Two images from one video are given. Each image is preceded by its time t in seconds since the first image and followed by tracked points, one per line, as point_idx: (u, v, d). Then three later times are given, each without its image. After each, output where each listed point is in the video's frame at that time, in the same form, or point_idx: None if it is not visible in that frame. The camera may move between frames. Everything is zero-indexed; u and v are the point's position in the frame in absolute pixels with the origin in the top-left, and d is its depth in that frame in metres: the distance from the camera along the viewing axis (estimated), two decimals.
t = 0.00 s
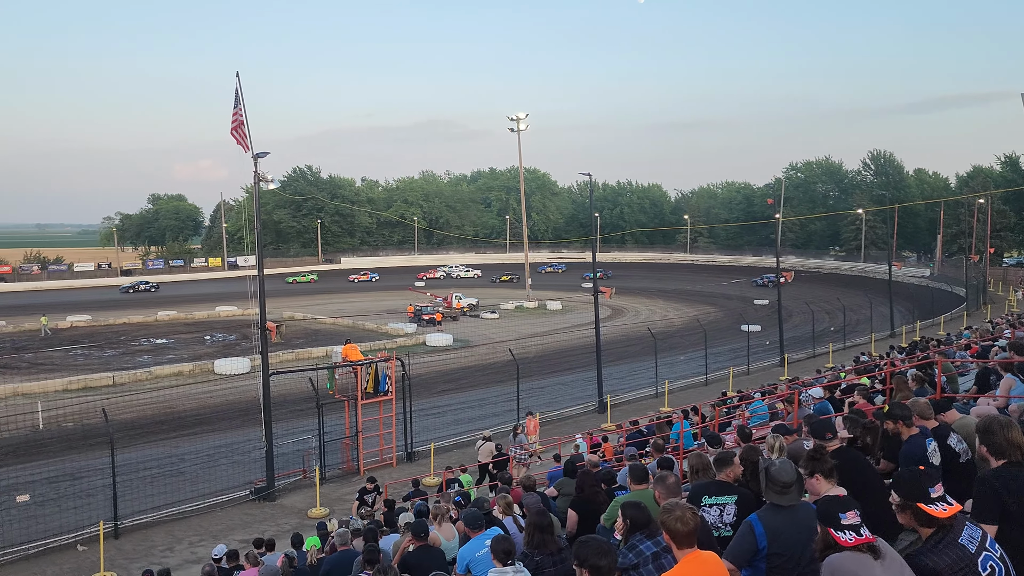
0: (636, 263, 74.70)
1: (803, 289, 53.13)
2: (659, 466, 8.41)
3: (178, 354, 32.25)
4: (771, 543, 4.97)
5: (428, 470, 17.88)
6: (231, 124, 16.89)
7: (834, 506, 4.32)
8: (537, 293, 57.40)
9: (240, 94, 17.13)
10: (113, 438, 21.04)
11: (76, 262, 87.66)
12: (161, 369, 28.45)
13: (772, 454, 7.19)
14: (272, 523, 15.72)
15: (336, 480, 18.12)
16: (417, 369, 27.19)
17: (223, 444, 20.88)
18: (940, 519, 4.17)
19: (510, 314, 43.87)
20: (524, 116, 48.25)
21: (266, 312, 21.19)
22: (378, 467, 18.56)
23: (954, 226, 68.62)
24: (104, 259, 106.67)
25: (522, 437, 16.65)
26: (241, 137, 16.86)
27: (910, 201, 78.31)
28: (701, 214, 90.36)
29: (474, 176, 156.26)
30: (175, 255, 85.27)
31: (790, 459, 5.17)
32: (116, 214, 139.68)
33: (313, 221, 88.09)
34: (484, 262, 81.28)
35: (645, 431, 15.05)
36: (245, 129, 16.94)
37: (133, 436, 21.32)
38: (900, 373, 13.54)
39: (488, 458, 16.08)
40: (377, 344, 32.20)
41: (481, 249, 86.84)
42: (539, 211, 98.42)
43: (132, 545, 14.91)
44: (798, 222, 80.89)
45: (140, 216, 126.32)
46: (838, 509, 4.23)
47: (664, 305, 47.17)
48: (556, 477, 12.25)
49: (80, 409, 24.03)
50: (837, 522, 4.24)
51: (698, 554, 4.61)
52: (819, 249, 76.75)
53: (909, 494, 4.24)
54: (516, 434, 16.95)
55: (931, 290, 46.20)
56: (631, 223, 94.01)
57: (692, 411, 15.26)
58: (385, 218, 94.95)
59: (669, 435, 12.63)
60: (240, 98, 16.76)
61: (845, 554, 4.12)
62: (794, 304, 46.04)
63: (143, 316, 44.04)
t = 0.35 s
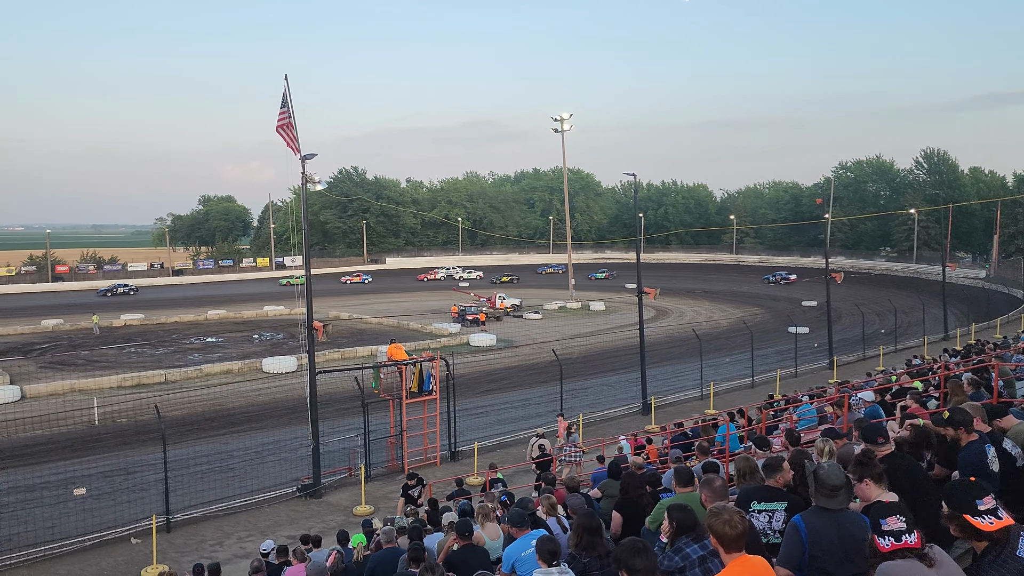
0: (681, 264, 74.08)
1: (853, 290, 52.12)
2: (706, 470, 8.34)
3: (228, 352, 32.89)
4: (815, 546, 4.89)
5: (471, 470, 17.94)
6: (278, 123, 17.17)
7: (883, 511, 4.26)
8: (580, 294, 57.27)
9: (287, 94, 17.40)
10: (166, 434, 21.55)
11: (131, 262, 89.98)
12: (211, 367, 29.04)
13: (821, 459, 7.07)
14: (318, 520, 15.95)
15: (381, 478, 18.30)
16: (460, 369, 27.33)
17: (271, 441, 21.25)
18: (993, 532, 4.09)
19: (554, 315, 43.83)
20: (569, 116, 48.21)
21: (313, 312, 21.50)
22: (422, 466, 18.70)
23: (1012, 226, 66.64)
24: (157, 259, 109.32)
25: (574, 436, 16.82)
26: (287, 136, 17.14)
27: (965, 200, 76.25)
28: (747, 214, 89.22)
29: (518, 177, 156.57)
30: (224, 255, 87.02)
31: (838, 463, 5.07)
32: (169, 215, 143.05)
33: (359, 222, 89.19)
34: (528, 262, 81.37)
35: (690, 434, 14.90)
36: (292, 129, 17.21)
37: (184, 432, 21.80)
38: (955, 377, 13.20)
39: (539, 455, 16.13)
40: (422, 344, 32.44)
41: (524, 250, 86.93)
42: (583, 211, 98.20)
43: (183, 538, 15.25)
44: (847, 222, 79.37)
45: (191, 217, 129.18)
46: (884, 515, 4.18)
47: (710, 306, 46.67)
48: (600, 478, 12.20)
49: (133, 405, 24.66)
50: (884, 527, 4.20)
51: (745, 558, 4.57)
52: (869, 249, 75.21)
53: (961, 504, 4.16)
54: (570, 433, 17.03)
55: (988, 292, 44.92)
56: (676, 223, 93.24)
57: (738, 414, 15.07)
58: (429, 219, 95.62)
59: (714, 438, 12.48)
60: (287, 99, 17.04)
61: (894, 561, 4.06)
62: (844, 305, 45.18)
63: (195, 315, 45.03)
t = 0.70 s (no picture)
0: (725, 264, 73.29)
1: (903, 291, 50.94)
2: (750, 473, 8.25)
3: (273, 350, 33.44)
4: (867, 551, 4.79)
5: (513, 469, 17.97)
6: (321, 123, 17.40)
7: (949, 515, 4.18)
8: (623, 294, 56.99)
9: (331, 95, 17.63)
10: (214, 431, 21.96)
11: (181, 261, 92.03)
12: (258, 365, 29.54)
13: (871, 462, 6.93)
14: (362, 517, 16.11)
15: (423, 477, 18.43)
16: (502, 368, 27.39)
17: (315, 439, 21.52)
18: None
19: (596, 315, 43.67)
20: (611, 116, 48.01)
21: (357, 311, 21.72)
22: (464, 465, 18.78)
23: None
24: (206, 259, 111.58)
25: (629, 434, 16.82)
26: (331, 136, 17.36)
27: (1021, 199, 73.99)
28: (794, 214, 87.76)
29: (561, 177, 156.42)
30: (271, 254, 88.47)
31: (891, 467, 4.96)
32: (218, 216, 145.94)
33: (402, 222, 89.94)
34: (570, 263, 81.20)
35: (734, 436, 14.72)
36: (335, 129, 17.44)
37: (231, 429, 22.22)
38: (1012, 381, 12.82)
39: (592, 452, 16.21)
40: (464, 343, 32.61)
41: (566, 250, 86.78)
42: (626, 211, 97.67)
43: (231, 533, 15.54)
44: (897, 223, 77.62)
45: (239, 217, 131.60)
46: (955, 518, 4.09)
47: (755, 307, 46.06)
48: (643, 480, 12.13)
49: (183, 402, 25.20)
50: (953, 531, 4.11)
51: (794, 563, 4.50)
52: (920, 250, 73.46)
53: None
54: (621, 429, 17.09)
55: None
56: (720, 223, 92.24)
57: (784, 417, 14.84)
58: (472, 219, 96.00)
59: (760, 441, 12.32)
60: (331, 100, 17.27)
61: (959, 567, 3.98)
62: (894, 307, 44.19)
63: (242, 313, 45.89)
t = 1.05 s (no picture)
0: (771, 266, 72.29)
1: (957, 293, 49.65)
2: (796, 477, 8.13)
3: (319, 349, 33.88)
4: (918, 559, 4.68)
5: (555, 470, 17.94)
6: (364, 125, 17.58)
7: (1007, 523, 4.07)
8: (666, 295, 56.55)
9: (375, 96, 17.79)
10: (260, 428, 22.33)
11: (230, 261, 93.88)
12: (304, 364, 29.96)
13: (923, 467, 6.76)
14: (405, 515, 16.24)
15: (465, 476, 18.52)
16: (544, 369, 27.38)
17: (359, 437, 21.75)
18: None
19: (638, 316, 43.41)
20: (655, 116, 47.68)
21: (400, 310, 21.87)
22: (506, 465, 18.82)
23: None
24: (253, 259, 113.56)
25: (674, 432, 17.10)
26: (373, 137, 17.52)
27: None
28: (842, 214, 86.20)
29: (604, 178, 155.69)
30: (316, 254, 89.72)
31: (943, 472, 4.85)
32: (266, 217, 148.39)
33: (445, 222, 90.46)
34: (613, 263, 80.84)
35: (780, 440, 14.49)
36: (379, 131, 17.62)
37: (278, 426, 22.58)
38: None
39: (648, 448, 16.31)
40: (506, 343, 32.69)
41: (609, 250, 86.43)
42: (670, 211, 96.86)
43: (277, 529, 15.79)
44: (951, 223, 75.71)
45: (285, 218, 133.67)
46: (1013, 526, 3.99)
47: (802, 309, 45.33)
48: (687, 482, 12.02)
49: (231, 399, 25.69)
50: (1010, 541, 4.00)
51: (844, 570, 4.42)
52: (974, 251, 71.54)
53: None
54: (669, 428, 17.23)
55: None
56: (766, 223, 90.97)
57: (831, 421, 14.57)
58: (514, 219, 96.16)
59: (806, 445, 12.10)
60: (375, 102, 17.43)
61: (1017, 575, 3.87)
62: (947, 310, 43.11)
63: (288, 312, 46.60)
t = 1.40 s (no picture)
0: (824, 264, 70.92)
1: (1021, 293, 48.03)
2: (851, 479, 7.96)
3: (368, 346, 34.27)
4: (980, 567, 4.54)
5: (603, 469, 17.87)
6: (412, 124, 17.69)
7: None
8: (716, 294, 55.88)
9: (424, 96, 17.89)
10: (311, 423, 22.68)
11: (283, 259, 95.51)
12: (353, 361, 30.33)
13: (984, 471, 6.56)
14: (453, 512, 16.34)
15: (512, 474, 18.56)
16: (592, 368, 27.28)
17: (408, 433, 21.95)
18: None
19: (688, 315, 42.99)
20: (705, 113, 47.14)
21: (448, 308, 21.98)
22: (554, 463, 18.79)
23: None
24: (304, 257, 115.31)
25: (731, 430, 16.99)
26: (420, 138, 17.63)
27: None
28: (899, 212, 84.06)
29: (653, 175, 154.39)
30: (366, 252, 90.75)
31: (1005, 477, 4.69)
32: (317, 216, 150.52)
33: (494, 221, 90.68)
34: (661, 262, 80.10)
35: (833, 443, 14.21)
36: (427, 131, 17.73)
37: (328, 422, 22.92)
38: None
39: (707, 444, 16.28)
40: (554, 342, 32.66)
41: (658, 249, 85.73)
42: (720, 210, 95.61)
43: (327, 523, 16.03)
44: (1014, 222, 73.32)
45: (336, 217, 135.46)
46: None
47: (857, 309, 44.35)
48: (737, 484, 11.87)
49: (283, 395, 26.15)
50: None
51: None
52: None
53: None
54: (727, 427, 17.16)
55: None
56: (820, 221, 89.23)
57: (887, 423, 14.23)
58: (562, 217, 95.98)
59: (861, 448, 11.84)
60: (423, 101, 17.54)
61: None
62: (1009, 310, 41.73)
63: (338, 310, 47.24)
